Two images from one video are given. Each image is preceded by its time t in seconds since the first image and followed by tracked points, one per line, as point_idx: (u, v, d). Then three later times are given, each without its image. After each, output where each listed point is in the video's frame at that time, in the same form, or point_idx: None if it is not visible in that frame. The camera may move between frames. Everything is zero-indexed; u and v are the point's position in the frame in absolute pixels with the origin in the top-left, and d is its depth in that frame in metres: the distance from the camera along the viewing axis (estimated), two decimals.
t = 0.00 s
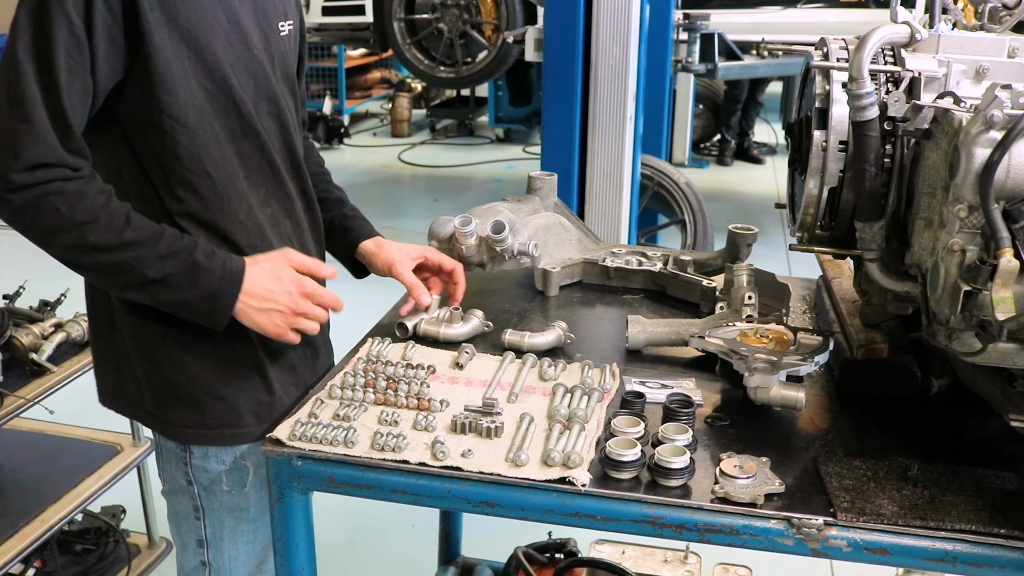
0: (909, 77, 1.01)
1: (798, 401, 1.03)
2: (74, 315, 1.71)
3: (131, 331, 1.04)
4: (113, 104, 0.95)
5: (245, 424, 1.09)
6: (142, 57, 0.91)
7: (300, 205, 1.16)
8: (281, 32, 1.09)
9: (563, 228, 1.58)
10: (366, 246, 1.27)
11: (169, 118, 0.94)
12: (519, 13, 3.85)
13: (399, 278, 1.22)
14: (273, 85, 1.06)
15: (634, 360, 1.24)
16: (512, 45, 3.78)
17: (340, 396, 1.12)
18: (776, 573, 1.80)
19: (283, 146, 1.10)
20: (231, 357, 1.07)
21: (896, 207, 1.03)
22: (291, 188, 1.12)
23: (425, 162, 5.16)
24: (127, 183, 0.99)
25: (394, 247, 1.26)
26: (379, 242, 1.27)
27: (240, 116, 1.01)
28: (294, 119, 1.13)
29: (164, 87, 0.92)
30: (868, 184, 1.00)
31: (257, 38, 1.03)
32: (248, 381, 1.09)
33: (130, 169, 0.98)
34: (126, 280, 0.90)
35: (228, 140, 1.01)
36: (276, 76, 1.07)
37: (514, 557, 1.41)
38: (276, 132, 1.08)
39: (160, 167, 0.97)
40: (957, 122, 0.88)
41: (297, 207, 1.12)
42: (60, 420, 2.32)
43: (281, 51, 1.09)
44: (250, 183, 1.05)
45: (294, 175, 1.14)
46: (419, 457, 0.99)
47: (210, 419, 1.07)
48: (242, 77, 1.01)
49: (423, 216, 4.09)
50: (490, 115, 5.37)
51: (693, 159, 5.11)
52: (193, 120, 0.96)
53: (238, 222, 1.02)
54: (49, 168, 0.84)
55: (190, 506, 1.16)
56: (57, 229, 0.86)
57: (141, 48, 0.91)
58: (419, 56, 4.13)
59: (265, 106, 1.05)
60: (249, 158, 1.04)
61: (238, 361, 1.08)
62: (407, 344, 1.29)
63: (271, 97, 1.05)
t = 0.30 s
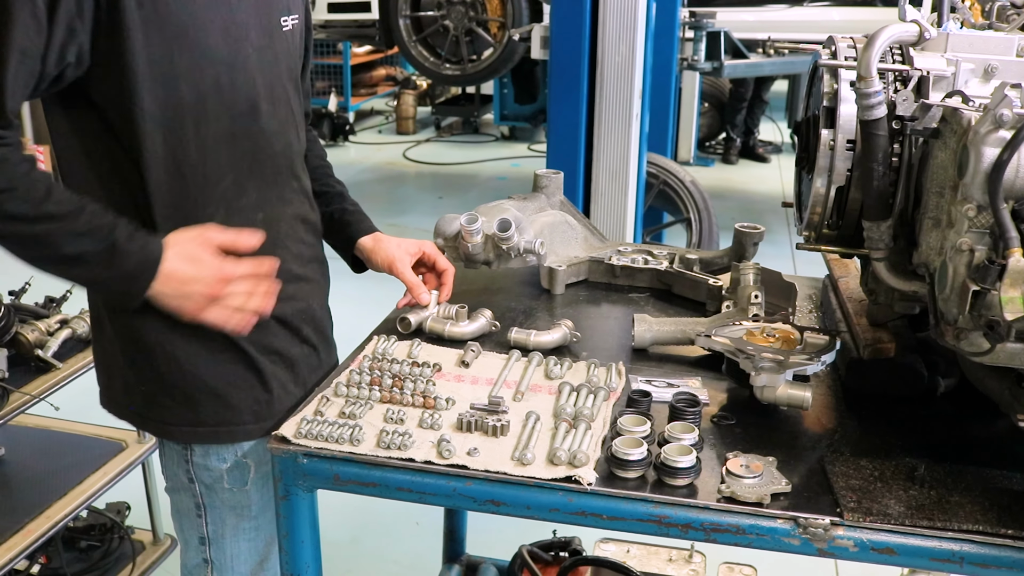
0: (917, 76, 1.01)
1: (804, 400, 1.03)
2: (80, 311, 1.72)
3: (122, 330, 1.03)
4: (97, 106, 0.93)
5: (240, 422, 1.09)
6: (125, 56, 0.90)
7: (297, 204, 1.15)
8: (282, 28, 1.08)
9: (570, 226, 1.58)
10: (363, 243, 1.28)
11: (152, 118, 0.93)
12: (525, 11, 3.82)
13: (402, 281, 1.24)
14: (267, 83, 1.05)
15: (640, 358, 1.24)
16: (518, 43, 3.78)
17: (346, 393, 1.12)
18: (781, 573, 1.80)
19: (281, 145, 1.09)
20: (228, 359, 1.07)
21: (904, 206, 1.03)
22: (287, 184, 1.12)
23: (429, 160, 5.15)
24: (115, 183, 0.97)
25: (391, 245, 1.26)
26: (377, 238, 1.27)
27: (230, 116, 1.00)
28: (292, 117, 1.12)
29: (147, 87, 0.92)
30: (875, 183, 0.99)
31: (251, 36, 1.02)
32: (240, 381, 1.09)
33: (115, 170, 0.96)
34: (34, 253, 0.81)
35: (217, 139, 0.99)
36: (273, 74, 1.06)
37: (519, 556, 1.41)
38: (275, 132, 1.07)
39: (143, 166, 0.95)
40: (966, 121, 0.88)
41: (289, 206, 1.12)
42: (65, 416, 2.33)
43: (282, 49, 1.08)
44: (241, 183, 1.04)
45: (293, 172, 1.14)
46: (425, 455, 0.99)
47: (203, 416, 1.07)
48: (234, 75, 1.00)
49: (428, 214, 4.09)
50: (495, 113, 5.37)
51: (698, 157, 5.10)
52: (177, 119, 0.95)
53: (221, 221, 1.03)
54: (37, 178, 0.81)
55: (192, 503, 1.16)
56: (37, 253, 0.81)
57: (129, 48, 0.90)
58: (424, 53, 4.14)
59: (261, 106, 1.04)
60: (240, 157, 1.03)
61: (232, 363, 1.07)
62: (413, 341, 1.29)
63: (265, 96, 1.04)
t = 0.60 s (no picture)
0: (922, 74, 1.00)
1: (808, 400, 1.03)
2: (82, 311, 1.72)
3: (124, 331, 1.04)
4: (99, 101, 0.94)
5: (243, 420, 1.10)
6: (127, 49, 0.91)
7: (299, 202, 1.15)
8: (286, 25, 1.09)
9: (573, 226, 1.57)
10: (369, 237, 1.28)
11: (153, 112, 0.94)
12: (528, 9, 3.82)
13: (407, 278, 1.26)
14: (269, 79, 1.05)
15: (644, 358, 1.24)
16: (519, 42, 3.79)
17: (350, 393, 1.12)
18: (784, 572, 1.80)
19: (283, 141, 1.09)
20: (230, 357, 1.07)
21: (908, 205, 1.02)
22: (289, 181, 1.12)
23: (432, 159, 5.15)
24: (117, 180, 0.97)
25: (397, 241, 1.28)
26: (383, 234, 1.28)
27: (232, 111, 1.00)
28: (294, 114, 1.12)
29: (148, 81, 0.93)
30: (880, 182, 0.99)
31: (253, 32, 1.02)
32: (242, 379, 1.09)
33: (116, 166, 0.96)
34: None
35: (221, 135, 1.00)
36: (274, 70, 1.06)
37: (522, 555, 1.41)
38: (277, 128, 1.07)
39: (145, 162, 0.96)
40: (971, 119, 0.88)
41: (291, 203, 1.12)
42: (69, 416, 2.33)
43: (285, 45, 1.08)
44: (244, 181, 1.04)
45: (297, 169, 1.14)
46: (429, 454, 0.99)
47: (205, 415, 1.08)
48: (236, 70, 1.00)
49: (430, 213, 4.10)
50: (498, 112, 5.36)
51: (701, 156, 5.10)
52: (178, 114, 0.96)
53: (226, 219, 1.03)
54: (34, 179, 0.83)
55: (187, 504, 1.16)
56: None
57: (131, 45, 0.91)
58: (426, 49, 4.15)
59: (263, 102, 1.04)
60: (243, 153, 1.03)
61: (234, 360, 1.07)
62: (416, 341, 1.29)
63: (267, 92, 1.05)
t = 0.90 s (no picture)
0: (924, 75, 1.00)
1: (811, 401, 1.03)
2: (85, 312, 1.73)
3: (134, 332, 1.04)
4: (108, 101, 0.95)
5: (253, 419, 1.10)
6: (133, 47, 0.92)
7: (307, 199, 1.16)
8: (291, 19, 1.09)
9: (576, 227, 1.58)
10: (374, 232, 1.29)
11: (162, 109, 0.95)
12: (531, 12, 3.83)
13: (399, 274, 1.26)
14: (276, 74, 1.06)
15: (647, 359, 1.24)
16: (523, 42, 3.81)
17: (353, 395, 1.13)
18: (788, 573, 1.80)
19: (291, 137, 1.10)
20: (239, 356, 1.07)
21: (910, 206, 1.02)
22: (295, 182, 1.12)
23: (435, 160, 5.16)
24: (128, 179, 0.98)
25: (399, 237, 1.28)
26: (386, 228, 1.29)
27: (240, 107, 1.01)
28: (303, 109, 1.12)
29: (156, 78, 0.94)
30: (882, 183, 0.99)
31: (259, 27, 1.02)
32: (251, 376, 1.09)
33: (125, 166, 0.98)
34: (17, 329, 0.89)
35: (235, 131, 1.00)
36: (281, 64, 1.07)
37: (525, 556, 1.41)
38: (285, 122, 1.08)
39: (155, 159, 0.97)
40: (973, 121, 0.88)
41: (298, 200, 1.13)
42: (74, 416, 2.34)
43: (291, 40, 1.09)
44: (253, 176, 1.05)
45: (305, 170, 1.14)
46: (432, 456, 1.00)
47: (214, 413, 1.08)
48: (243, 66, 1.01)
49: (432, 213, 4.10)
50: (501, 112, 5.36)
51: (704, 156, 5.10)
52: (186, 110, 0.97)
53: (243, 213, 1.02)
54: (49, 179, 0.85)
55: (196, 505, 1.16)
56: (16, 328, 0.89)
57: (139, 45, 0.92)
58: (430, 45, 4.16)
59: (271, 98, 1.05)
60: (251, 149, 1.04)
61: (243, 357, 1.07)
62: (420, 342, 1.29)
63: (274, 87, 1.05)
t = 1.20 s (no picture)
0: (924, 77, 1.00)
1: (812, 402, 1.03)
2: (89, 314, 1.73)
3: (139, 336, 1.05)
4: (111, 104, 0.96)
5: (257, 420, 1.11)
6: (135, 50, 0.92)
7: (313, 200, 1.16)
8: (293, 19, 1.09)
9: (577, 229, 1.58)
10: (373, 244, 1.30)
11: (164, 112, 0.96)
12: (532, 14, 3.82)
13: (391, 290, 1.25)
14: (279, 74, 1.06)
15: (647, 360, 1.25)
16: (525, 44, 3.82)
17: (354, 396, 1.13)
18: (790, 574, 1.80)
19: (295, 137, 1.10)
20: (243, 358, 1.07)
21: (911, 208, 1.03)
22: (299, 184, 1.12)
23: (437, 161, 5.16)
24: (132, 184, 0.99)
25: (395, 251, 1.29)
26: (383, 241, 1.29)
27: (244, 108, 1.01)
28: (306, 109, 1.12)
29: (158, 80, 0.94)
30: (882, 185, 0.99)
31: (261, 27, 1.03)
32: (256, 378, 1.09)
33: (129, 169, 0.98)
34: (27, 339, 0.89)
35: (238, 131, 1.00)
36: (285, 65, 1.07)
37: (527, 557, 1.41)
38: (289, 122, 1.08)
39: (158, 162, 0.97)
40: (973, 123, 0.88)
41: (303, 201, 1.13)
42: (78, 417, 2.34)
43: (294, 40, 1.09)
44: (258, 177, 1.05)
45: (310, 171, 1.15)
46: (434, 457, 1.00)
47: (218, 416, 1.08)
48: (246, 67, 1.01)
49: (434, 215, 4.11)
50: (503, 114, 5.36)
51: (705, 157, 5.10)
52: (188, 112, 0.97)
53: (248, 214, 1.02)
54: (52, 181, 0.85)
55: (191, 508, 1.17)
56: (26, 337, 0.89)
57: (140, 48, 0.92)
58: (431, 47, 4.17)
59: (274, 99, 1.05)
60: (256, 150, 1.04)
61: (248, 359, 1.08)
62: (421, 344, 1.29)
63: (277, 87, 1.05)
